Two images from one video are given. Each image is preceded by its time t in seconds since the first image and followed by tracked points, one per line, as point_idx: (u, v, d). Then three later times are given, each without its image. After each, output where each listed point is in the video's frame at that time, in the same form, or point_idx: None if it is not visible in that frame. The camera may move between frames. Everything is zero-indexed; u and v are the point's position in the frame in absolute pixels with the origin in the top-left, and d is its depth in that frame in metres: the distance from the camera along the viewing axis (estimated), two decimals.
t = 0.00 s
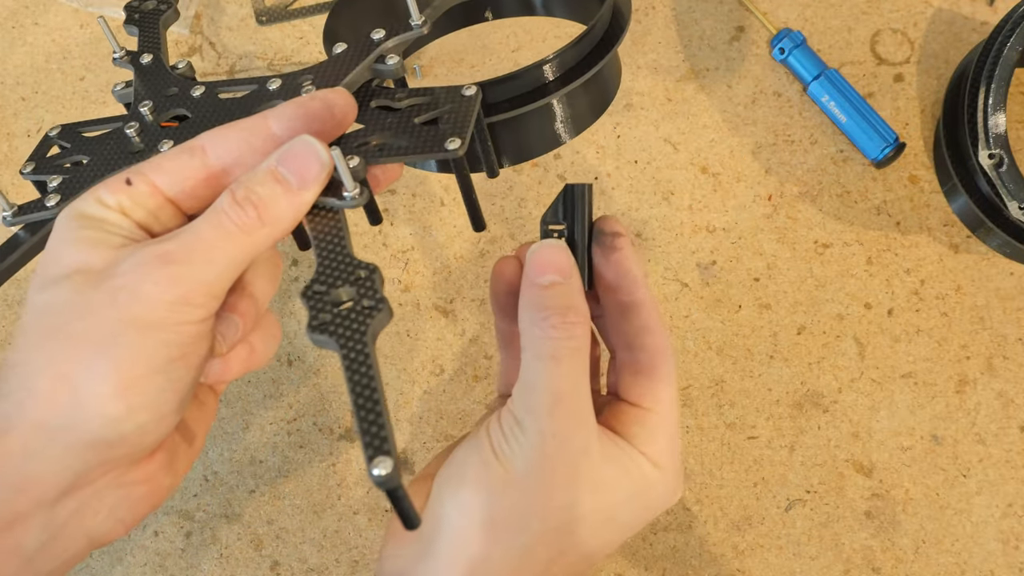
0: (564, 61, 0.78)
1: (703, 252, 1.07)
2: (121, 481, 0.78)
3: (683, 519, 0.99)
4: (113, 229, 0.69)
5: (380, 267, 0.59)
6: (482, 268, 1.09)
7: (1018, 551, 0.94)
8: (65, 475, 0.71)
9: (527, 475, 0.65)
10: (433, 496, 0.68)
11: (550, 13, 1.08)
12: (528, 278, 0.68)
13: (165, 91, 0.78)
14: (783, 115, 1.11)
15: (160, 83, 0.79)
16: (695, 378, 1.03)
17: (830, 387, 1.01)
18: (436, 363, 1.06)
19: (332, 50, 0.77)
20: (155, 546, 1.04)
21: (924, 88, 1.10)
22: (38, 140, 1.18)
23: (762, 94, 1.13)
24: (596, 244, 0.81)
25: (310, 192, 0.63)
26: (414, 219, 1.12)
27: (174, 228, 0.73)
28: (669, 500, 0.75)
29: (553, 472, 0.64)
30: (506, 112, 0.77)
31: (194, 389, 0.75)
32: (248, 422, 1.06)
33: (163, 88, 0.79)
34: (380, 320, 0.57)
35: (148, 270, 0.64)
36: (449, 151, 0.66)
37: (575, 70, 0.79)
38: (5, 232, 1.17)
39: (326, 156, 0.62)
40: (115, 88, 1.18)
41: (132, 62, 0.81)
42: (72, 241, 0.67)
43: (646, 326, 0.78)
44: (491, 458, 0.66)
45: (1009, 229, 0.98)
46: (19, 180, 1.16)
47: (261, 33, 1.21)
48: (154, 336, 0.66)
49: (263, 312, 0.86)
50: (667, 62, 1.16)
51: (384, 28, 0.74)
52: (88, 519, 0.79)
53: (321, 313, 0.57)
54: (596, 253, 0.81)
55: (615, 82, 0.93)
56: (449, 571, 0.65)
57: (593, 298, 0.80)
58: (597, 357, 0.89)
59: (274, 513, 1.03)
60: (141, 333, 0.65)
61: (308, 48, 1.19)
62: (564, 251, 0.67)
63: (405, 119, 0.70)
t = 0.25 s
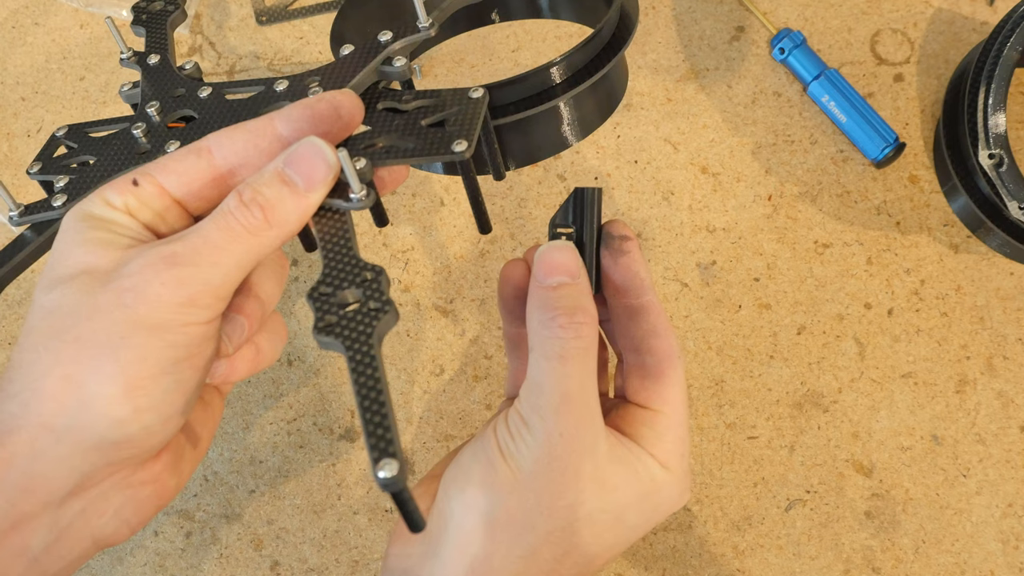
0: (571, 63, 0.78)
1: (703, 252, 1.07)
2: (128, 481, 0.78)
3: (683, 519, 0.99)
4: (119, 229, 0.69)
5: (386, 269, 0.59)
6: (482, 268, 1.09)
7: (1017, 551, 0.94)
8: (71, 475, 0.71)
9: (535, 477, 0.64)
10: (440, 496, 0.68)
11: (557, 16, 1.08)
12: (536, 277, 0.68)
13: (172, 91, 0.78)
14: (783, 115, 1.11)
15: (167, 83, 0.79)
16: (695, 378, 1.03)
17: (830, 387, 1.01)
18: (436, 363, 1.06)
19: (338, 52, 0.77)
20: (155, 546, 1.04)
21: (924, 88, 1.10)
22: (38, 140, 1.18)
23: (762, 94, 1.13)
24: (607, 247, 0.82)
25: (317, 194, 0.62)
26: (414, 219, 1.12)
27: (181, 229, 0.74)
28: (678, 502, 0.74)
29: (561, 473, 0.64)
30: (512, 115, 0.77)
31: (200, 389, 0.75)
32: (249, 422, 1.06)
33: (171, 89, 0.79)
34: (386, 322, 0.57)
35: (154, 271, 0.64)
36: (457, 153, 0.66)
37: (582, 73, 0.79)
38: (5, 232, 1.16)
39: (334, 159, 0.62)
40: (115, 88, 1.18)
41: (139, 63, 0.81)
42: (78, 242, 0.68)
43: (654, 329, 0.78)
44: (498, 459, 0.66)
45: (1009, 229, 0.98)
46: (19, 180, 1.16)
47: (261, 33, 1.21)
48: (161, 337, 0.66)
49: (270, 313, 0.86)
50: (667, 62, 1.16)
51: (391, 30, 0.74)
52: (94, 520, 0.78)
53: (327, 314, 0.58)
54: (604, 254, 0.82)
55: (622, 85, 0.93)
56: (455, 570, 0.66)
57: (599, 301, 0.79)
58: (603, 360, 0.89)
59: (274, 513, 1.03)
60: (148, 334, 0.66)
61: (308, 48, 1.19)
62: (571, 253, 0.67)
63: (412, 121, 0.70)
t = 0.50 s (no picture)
0: (573, 65, 0.78)
1: (703, 252, 1.07)
2: (131, 481, 0.78)
3: (683, 519, 0.99)
4: (122, 229, 0.69)
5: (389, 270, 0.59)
6: (482, 268, 1.09)
7: (1017, 551, 0.94)
8: (75, 475, 0.71)
9: (537, 476, 0.64)
10: (443, 497, 0.68)
11: (558, 16, 1.08)
12: (538, 277, 0.68)
13: (175, 92, 0.78)
14: (783, 115, 1.11)
15: (170, 84, 0.79)
16: (695, 378, 1.03)
17: (830, 387, 1.01)
18: (436, 362, 1.06)
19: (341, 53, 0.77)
20: (155, 546, 1.04)
21: (924, 88, 1.10)
22: (38, 140, 1.18)
23: (762, 94, 1.13)
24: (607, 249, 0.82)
25: (321, 195, 0.63)
26: (414, 219, 1.12)
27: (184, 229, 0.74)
28: (679, 502, 0.74)
29: (563, 473, 0.64)
30: (514, 117, 0.77)
31: (203, 390, 0.76)
32: (248, 423, 1.06)
33: (174, 89, 0.79)
34: (389, 323, 0.57)
35: (158, 271, 0.64)
36: (461, 155, 0.66)
37: (584, 75, 0.79)
38: (5, 232, 1.16)
39: (337, 160, 0.62)
40: (115, 88, 1.18)
41: (142, 63, 0.81)
42: (81, 243, 0.67)
43: (656, 329, 0.78)
44: (500, 459, 0.66)
45: (1009, 229, 0.98)
46: (20, 180, 1.16)
47: (261, 33, 1.21)
48: (164, 338, 0.66)
49: (271, 313, 0.85)
50: (667, 62, 1.16)
51: (393, 31, 0.74)
52: (97, 520, 0.78)
53: (331, 316, 0.58)
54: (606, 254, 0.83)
55: (624, 86, 0.93)
56: (459, 571, 0.66)
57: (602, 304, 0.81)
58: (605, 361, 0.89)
59: (274, 513, 1.03)
60: (151, 334, 0.65)
61: (308, 48, 1.19)
62: (570, 255, 0.68)
63: (414, 122, 0.70)
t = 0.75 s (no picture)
0: (573, 68, 0.78)
1: (703, 252, 1.07)
2: (133, 482, 0.78)
3: (683, 519, 0.99)
4: (124, 230, 0.69)
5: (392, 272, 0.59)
6: (482, 268, 1.09)
7: (1017, 551, 0.94)
8: (79, 477, 0.71)
9: (538, 471, 0.65)
10: (444, 493, 0.68)
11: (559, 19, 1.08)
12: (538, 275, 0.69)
13: (176, 94, 0.78)
14: (783, 115, 1.11)
15: (171, 86, 0.79)
16: (695, 378, 1.03)
17: (830, 387, 1.01)
18: (436, 362, 1.06)
19: (342, 55, 0.76)
20: (155, 546, 1.04)
21: (924, 88, 1.10)
22: (38, 140, 1.18)
23: (762, 94, 1.13)
24: (604, 253, 0.83)
25: (324, 197, 0.63)
26: (414, 219, 1.12)
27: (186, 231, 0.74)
28: (678, 500, 0.74)
29: (563, 468, 0.64)
30: (514, 119, 0.77)
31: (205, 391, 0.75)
32: (249, 423, 1.06)
33: (174, 91, 0.79)
34: (392, 325, 0.57)
35: (161, 273, 0.64)
36: (461, 158, 0.65)
37: (583, 78, 0.79)
38: (5, 232, 1.16)
39: (339, 163, 0.62)
40: (115, 88, 1.18)
41: (142, 65, 0.81)
42: (84, 245, 0.67)
43: (654, 328, 0.79)
44: (500, 452, 0.66)
45: (1009, 229, 0.98)
46: (19, 180, 1.16)
47: (261, 33, 1.21)
48: (167, 339, 0.66)
49: (274, 314, 0.85)
50: (666, 62, 1.16)
51: (394, 34, 0.74)
52: (100, 520, 0.79)
53: (334, 317, 0.58)
54: (603, 255, 0.83)
55: (622, 89, 0.93)
56: (462, 571, 0.66)
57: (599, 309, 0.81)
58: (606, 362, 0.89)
59: (274, 513, 1.03)
60: (155, 336, 0.65)
61: (308, 48, 1.19)
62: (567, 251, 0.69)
63: (415, 124, 0.70)
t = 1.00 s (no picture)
0: (569, 65, 0.78)
1: (703, 252, 1.07)
2: (130, 481, 0.78)
3: (683, 519, 0.99)
4: (121, 229, 0.69)
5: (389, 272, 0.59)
6: (482, 268, 1.09)
7: (1017, 551, 0.94)
8: (76, 476, 0.71)
9: (534, 469, 0.65)
10: (442, 490, 0.69)
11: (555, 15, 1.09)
12: (538, 279, 0.70)
13: (172, 91, 0.78)
14: (783, 115, 1.11)
15: (167, 83, 0.79)
16: (695, 378, 1.03)
17: (830, 387, 1.01)
18: (436, 362, 1.06)
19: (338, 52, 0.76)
20: (155, 546, 1.04)
21: (924, 88, 1.10)
22: (38, 140, 1.18)
23: (762, 94, 1.13)
24: (600, 259, 0.83)
25: (321, 196, 0.63)
26: (414, 219, 1.12)
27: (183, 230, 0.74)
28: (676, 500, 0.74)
29: (559, 466, 0.64)
30: (511, 116, 0.77)
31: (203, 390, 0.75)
32: (249, 422, 1.06)
33: (170, 88, 0.79)
34: (389, 324, 0.57)
35: (158, 272, 0.64)
36: (459, 155, 0.66)
37: (580, 75, 0.79)
38: (5, 232, 1.16)
39: (336, 161, 0.62)
40: (115, 89, 1.18)
41: (138, 62, 0.81)
42: (81, 243, 0.67)
43: (653, 332, 0.78)
44: (498, 452, 0.66)
45: (1009, 229, 0.98)
46: (19, 180, 1.16)
47: (261, 33, 1.21)
48: (165, 338, 0.66)
49: (271, 313, 0.86)
50: (666, 62, 1.16)
51: (390, 31, 0.74)
52: (97, 519, 0.79)
53: (331, 317, 0.58)
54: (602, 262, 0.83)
55: (618, 85, 0.93)
56: (458, 570, 0.66)
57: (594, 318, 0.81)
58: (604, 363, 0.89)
59: (274, 513, 1.03)
60: (151, 334, 0.65)
61: (308, 48, 1.19)
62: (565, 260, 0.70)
63: (412, 122, 0.70)
